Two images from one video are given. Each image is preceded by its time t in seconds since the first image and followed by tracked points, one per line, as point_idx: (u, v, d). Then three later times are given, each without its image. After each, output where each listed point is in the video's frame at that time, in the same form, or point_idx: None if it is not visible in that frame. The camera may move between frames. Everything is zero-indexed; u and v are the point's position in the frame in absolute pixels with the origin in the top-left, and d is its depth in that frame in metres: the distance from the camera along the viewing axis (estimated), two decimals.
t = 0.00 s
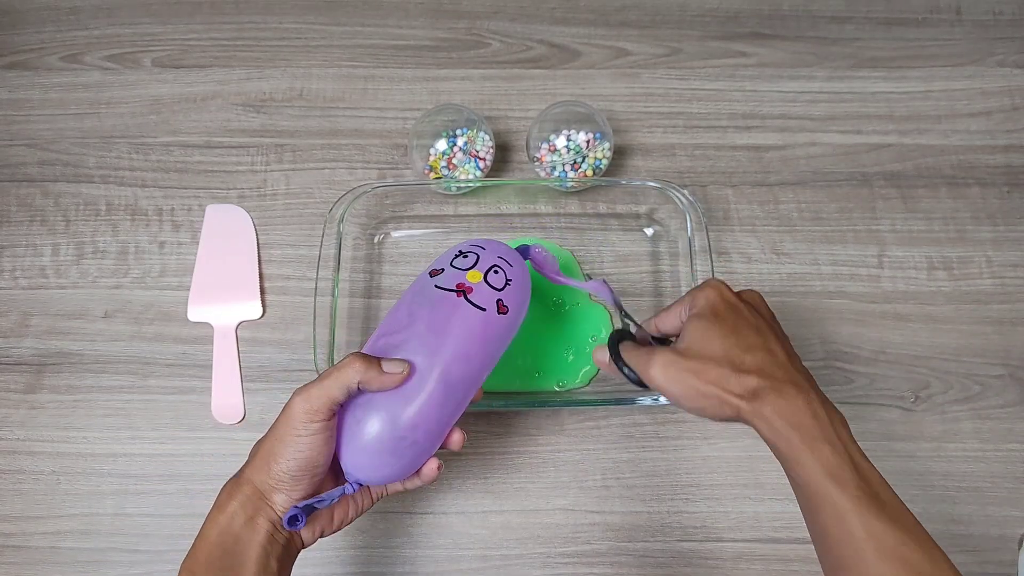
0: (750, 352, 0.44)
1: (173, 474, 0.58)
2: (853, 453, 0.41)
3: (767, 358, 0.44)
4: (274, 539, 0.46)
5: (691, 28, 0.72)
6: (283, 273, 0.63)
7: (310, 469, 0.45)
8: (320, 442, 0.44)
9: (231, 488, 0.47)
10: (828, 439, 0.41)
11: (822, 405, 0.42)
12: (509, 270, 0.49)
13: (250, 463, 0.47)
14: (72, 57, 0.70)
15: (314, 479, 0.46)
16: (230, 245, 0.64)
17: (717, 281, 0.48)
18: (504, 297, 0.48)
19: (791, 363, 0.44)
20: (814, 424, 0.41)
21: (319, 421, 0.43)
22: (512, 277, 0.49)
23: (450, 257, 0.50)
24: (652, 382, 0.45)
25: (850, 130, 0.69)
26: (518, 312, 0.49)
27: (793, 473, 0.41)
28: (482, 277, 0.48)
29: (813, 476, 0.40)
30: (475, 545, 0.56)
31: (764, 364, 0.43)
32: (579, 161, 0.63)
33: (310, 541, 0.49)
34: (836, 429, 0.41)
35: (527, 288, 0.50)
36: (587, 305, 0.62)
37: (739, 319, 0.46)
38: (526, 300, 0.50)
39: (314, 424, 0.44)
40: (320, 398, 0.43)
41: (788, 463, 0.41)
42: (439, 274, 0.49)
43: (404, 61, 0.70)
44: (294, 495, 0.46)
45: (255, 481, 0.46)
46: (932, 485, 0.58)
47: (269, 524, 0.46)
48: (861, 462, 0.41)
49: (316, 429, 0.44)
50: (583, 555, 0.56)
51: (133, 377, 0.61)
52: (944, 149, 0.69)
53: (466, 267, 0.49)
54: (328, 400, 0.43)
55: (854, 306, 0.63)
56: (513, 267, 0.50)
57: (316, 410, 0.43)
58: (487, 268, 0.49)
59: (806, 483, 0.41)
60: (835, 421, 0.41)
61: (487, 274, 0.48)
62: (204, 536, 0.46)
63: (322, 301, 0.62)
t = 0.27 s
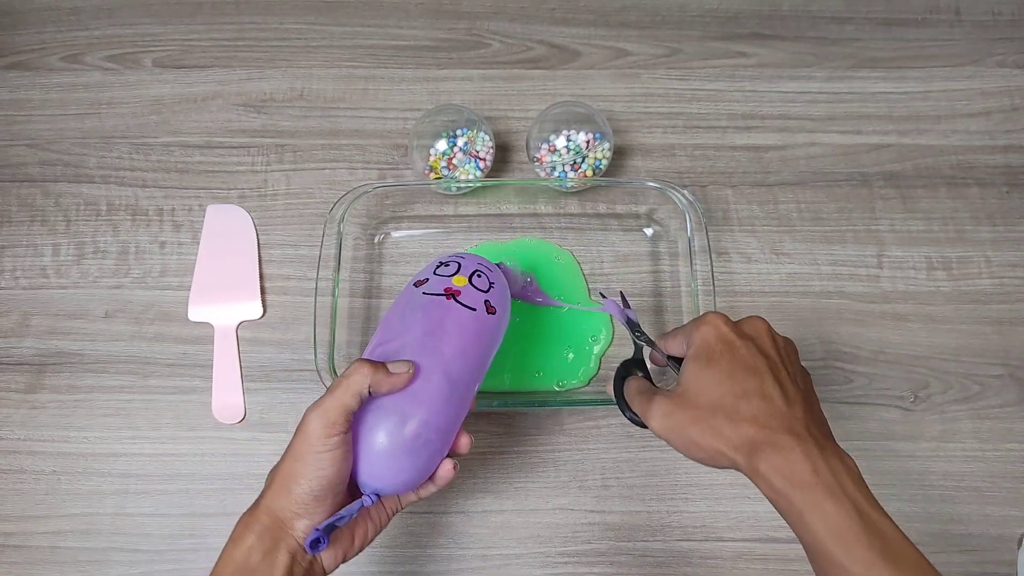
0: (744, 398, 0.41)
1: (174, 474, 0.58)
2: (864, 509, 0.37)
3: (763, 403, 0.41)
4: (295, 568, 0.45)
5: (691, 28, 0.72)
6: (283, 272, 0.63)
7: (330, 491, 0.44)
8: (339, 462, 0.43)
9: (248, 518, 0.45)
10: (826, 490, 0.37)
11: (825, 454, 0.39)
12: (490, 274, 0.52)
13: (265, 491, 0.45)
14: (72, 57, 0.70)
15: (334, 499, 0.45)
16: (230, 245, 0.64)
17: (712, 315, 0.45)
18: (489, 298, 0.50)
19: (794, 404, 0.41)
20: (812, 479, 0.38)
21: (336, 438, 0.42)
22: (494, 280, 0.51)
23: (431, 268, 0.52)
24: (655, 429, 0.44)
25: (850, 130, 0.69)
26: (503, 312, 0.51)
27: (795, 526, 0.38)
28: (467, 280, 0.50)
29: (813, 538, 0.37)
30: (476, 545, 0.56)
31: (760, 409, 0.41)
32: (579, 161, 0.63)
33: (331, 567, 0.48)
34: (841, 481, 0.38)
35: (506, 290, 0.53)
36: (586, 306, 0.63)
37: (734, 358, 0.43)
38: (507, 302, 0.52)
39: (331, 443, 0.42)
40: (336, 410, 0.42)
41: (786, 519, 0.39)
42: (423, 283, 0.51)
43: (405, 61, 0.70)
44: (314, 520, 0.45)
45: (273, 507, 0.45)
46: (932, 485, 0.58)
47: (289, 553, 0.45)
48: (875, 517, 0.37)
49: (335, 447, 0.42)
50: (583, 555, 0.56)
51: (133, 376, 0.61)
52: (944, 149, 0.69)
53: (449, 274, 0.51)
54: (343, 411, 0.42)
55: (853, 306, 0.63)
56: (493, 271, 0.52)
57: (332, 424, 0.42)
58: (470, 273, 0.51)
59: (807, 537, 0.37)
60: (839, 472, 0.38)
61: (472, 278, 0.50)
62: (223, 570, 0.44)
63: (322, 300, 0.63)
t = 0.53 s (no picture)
0: (755, 427, 0.40)
1: (173, 474, 0.58)
2: (884, 539, 0.36)
3: (775, 431, 0.40)
4: None
5: (691, 28, 0.72)
6: (283, 272, 0.63)
7: (350, 509, 0.44)
8: (357, 478, 0.42)
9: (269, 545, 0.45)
10: (841, 526, 0.36)
11: (841, 484, 0.38)
12: (493, 272, 0.52)
13: (284, 516, 0.45)
14: (72, 57, 0.70)
15: (356, 518, 0.44)
16: (230, 245, 0.64)
17: (721, 339, 0.43)
18: (494, 296, 0.50)
19: (809, 430, 0.40)
20: (828, 511, 0.37)
21: (352, 454, 0.42)
22: (497, 279, 0.51)
23: (433, 272, 0.52)
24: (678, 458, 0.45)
25: (850, 130, 0.69)
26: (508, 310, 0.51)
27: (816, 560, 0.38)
28: (470, 281, 0.50)
29: None
30: (476, 545, 0.56)
31: (772, 438, 0.40)
32: (579, 161, 0.63)
33: None
34: (859, 512, 0.37)
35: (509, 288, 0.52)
36: (586, 307, 0.63)
37: (745, 383, 0.42)
38: (513, 299, 0.52)
39: (347, 460, 0.42)
40: (349, 424, 0.42)
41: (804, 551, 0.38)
42: (425, 288, 0.51)
43: (405, 61, 0.70)
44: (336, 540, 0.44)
45: (294, 532, 0.44)
46: (932, 485, 0.58)
47: None
48: (898, 548, 0.36)
49: (352, 464, 0.42)
50: (583, 555, 0.56)
51: (133, 376, 0.61)
52: (944, 149, 0.69)
53: (451, 276, 0.51)
54: (357, 424, 0.42)
55: (854, 306, 0.63)
56: (495, 270, 0.52)
57: (347, 440, 0.42)
58: (472, 273, 0.51)
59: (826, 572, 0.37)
60: (856, 502, 0.37)
61: (474, 278, 0.50)
62: None
63: (322, 300, 0.62)
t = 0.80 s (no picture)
0: (775, 445, 0.40)
1: (174, 474, 0.58)
2: (905, 556, 0.36)
3: (795, 450, 0.40)
4: None
5: (690, 28, 0.72)
6: (283, 273, 0.63)
7: (359, 518, 0.44)
8: (364, 485, 0.43)
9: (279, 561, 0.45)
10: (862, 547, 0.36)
11: (861, 503, 0.38)
12: (491, 272, 0.51)
13: (293, 530, 0.45)
14: (72, 57, 0.70)
15: (365, 526, 0.44)
16: (230, 245, 0.64)
17: (739, 355, 0.43)
18: (494, 297, 0.50)
19: (828, 447, 0.40)
20: (847, 530, 0.37)
21: (357, 461, 0.42)
22: (496, 279, 0.51)
23: (431, 274, 0.52)
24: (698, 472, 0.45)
25: (850, 130, 0.69)
26: (509, 309, 0.51)
27: None
28: (468, 282, 0.50)
29: None
30: (476, 545, 0.56)
31: (791, 457, 0.40)
32: (579, 161, 0.63)
33: None
34: (880, 529, 0.37)
35: (509, 287, 0.52)
36: (586, 307, 0.63)
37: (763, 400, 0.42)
38: (512, 298, 0.52)
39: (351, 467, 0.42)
40: (353, 431, 0.42)
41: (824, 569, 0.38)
42: (424, 290, 0.51)
43: (405, 61, 0.70)
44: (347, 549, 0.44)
45: (304, 545, 0.44)
46: (932, 485, 0.58)
47: None
48: (921, 565, 0.35)
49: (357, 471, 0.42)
50: (583, 555, 0.56)
51: (133, 376, 0.61)
52: (944, 149, 0.69)
53: (450, 277, 0.51)
54: (360, 431, 0.42)
55: (854, 306, 0.63)
56: (493, 269, 0.52)
57: (351, 446, 0.42)
58: (471, 274, 0.51)
59: None
60: (876, 520, 0.37)
61: (473, 279, 0.50)
62: None
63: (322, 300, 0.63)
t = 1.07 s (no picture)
0: (780, 443, 0.40)
1: (174, 474, 0.58)
2: (908, 554, 0.36)
3: (800, 447, 0.40)
4: None
5: (690, 28, 0.72)
6: (283, 273, 0.63)
7: (359, 531, 0.44)
8: (364, 495, 0.43)
9: None
10: (864, 542, 0.36)
11: (865, 500, 0.38)
12: (490, 282, 0.51)
13: (295, 545, 0.45)
14: (72, 57, 0.70)
15: (367, 540, 0.44)
16: (230, 245, 0.64)
17: (744, 349, 0.43)
18: (493, 307, 0.50)
19: (833, 444, 0.40)
20: (851, 528, 0.37)
21: (355, 470, 0.42)
22: (495, 289, 0.51)
23: (429, 283, 0.52)
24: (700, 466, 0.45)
25: (850, 130, 0.69)
26: (508, 319, 0.51)
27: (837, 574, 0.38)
28: (467, 292, 0.50)
29: None
30: (476, 545, 0.56)
31: (796, 454, 0.40)
32: (579, 161, 0.63)
33: None
34: (884, 526, 0.37)
35: (508, 297, 0.52)
36: (586, 308, 0.63)
37: (769, 397, 0.41)
38: (512, 307, 0.52)
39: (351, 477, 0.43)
40: (351, 438, 0.43)
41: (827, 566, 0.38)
42: (423, 300, 0.51)
43: (405, 61, 0.70)
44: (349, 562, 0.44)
45: (305, 559, 0.44)
46: (932, 485, 0.58)
47: None
48: (922, 560, 0.35)
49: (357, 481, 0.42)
50: (583, 555, 0.56)
51: (133, 376, 0.61)
52: (944, 149, 0.69)
53: (449, 287, 0.50)
54: (357, 439, 0.43)
55: (854, 306, 0.63)
56: (492, 279, 0.52)
57: (349, 455, 0.43)
58: (469, 284, 0.51)
59: None
60: (880, 517, 0.37)
61: (472, 289, 0.50)
62: None
63: (322, 300, 0.63)
